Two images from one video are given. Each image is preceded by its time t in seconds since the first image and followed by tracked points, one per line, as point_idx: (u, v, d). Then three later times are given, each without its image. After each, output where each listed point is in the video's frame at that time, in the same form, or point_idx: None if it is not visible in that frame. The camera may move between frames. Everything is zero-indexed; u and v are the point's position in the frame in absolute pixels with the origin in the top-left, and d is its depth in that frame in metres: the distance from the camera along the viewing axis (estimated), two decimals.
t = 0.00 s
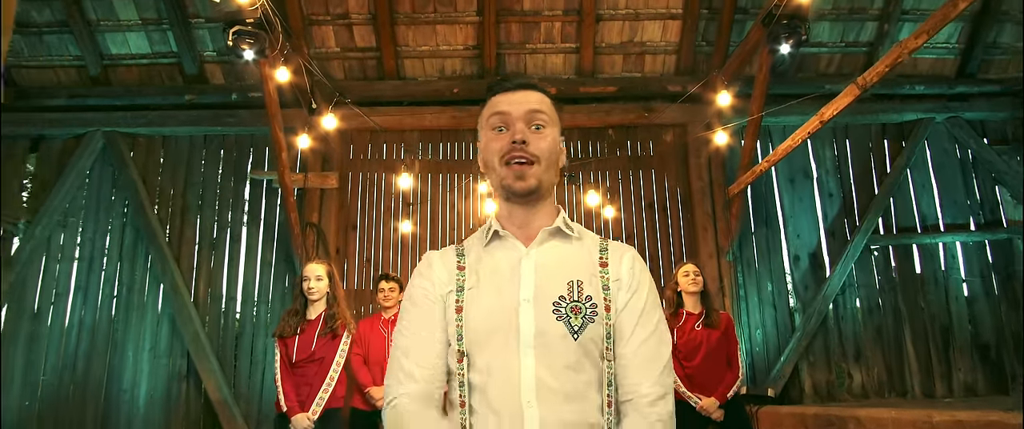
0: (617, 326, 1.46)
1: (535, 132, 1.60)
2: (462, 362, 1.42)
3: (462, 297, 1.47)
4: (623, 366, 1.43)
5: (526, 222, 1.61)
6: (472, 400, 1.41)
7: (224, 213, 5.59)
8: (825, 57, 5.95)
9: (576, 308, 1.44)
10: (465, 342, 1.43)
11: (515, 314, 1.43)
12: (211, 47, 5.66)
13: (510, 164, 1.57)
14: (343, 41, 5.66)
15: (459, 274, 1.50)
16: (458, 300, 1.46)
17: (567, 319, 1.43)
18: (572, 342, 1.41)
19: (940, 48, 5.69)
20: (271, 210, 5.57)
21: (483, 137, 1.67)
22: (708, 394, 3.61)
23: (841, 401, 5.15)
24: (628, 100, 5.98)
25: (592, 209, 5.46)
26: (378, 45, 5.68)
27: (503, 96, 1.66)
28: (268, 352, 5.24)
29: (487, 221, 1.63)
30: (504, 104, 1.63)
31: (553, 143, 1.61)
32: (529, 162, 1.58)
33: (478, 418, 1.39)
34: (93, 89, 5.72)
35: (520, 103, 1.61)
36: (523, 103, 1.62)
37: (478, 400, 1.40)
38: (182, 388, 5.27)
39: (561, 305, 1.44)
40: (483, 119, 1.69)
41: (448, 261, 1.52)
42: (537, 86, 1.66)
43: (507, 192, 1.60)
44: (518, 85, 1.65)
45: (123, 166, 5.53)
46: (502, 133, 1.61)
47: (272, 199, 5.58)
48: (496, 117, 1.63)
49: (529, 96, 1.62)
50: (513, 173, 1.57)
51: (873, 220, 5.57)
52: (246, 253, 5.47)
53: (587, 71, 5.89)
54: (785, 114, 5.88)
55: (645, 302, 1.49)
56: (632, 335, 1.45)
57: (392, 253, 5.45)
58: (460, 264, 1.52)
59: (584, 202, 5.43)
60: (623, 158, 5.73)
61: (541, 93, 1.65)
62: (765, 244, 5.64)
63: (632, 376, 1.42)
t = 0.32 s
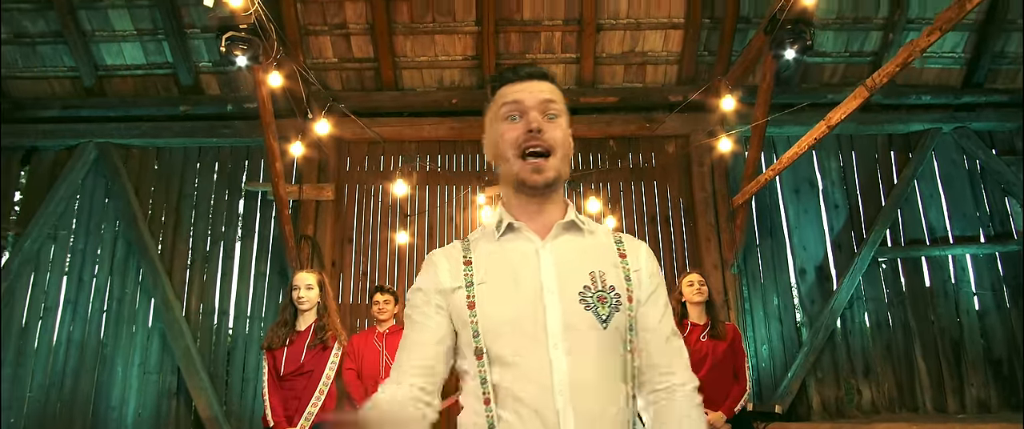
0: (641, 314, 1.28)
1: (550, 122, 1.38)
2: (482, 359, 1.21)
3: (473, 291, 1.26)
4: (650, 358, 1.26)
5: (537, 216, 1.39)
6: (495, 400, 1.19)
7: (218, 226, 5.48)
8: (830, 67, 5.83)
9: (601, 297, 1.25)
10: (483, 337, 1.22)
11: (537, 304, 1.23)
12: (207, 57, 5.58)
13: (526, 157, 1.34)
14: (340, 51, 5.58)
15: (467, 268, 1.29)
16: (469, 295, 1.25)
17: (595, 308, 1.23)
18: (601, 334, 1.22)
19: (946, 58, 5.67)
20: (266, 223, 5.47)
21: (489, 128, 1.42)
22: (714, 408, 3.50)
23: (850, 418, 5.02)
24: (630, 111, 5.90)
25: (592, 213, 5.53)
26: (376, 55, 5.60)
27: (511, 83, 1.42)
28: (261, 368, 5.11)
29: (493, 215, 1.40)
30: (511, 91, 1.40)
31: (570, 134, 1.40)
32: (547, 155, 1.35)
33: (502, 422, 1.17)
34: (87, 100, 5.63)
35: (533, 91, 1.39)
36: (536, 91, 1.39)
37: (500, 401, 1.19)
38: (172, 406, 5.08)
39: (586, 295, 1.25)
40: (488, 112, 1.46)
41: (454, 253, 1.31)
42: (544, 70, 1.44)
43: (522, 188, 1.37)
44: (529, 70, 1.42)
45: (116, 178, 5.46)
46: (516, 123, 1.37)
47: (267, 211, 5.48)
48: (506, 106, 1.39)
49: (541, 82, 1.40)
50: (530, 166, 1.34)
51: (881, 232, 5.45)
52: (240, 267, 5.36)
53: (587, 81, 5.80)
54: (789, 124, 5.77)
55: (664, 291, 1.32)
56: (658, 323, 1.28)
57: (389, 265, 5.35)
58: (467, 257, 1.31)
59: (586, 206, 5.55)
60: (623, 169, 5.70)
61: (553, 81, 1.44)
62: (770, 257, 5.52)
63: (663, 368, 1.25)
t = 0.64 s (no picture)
0: (667, 296, 1.37)
1: (578, 107, 1.53)
2: (514, 329, 1.29)
3: (508, 264, 1.35)
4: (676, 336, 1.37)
5: (570, 196, 1.51)
6: (523, 366, 1.26)
7: (211, 248, 5.41)
8: (823, 90, 5.86)
9: (628, 275, 1.33)
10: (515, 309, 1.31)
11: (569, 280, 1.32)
12: (203, 81, 5.61)
13: (555, 137, 1.49)
14: (336, 75, 5.62)
15: (503, 244, 1.38)
16: (504, 267, 1.34)
17: (621, 285, 1.32)
18: (626, 308, 1.30)
19: (938, 80, 5.73)
20: (258, 245, 5.40)
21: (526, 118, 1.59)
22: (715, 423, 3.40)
23: None
24: (625, 133, 5.90)
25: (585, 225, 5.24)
26: (372, 79, 5.63)
27: (544, 76, 1.60)
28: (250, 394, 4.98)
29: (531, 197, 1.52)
30: (546, 80, 1.57)
31: (596, 118, 1.54)
32: (575, 133, 1.49)
33: (528, 384, 1.24)
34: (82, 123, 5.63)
35: (561, 81, 1.56)
36: (565, 81, 1.56)
37: (528, 366, 1.26)
38: None
39: (614, 273, 1.33)
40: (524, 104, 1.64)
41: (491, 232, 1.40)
42: (575, 65, 1.61)
43: (554, 166, 1.50)
44: (560, 65, 1.60)
45: (110, 201, 5.43)
46: (547, 109, 1.54)
47: (260, 234, 5.42)
48: (539, 95, 1.56)
49: (569, 72, 1.57)
50: (558, 146, 1.49)
51: (879, 253, 5.41)
52: (232, 291, 5.26)
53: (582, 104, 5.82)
54: (783, 146, 5.78)
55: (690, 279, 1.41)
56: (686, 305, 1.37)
57: (382, 287, 5.28)
58: (503, 235, 1.40)
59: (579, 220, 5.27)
60: (619, 191, 5.65)
61: (582, 73, 1.60)
62: (768, 279, 5.43)
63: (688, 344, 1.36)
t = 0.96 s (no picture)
0: (658, 319, 1.41)
1: (574, 149, 1.54)
2: (505, 344, 1.34)
3: (502, 287, 1.41)
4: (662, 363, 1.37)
5: (565, 226, 1.55)
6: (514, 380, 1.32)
7: (207, 295, 5.36)
8: (819, 136, 5.90)
9: (618, 293, 1.39)
10: (507, 327, 1.37)
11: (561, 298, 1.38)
12: (205, 129, 5.68)
13: (552, 180, 1.52)
14: (337, 123, 5.69)
15: (500, 268, 1.45)
16: (498, 290, 1.41)
17: (612, 303, 1.37)
18: (617, 325, 1.35)
19: (932, 127, 5.79)
20: (255, 291, 5.36)
21: (523, 159, 1.61)
22: None
23: None
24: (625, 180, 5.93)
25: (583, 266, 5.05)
26: (372, 126, 5.69)
27: (540, 118, 1.61)
28: None
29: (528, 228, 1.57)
30: (541, 123, 1.59)
31: (592, 158, 1.56)
32: (571, 177, 1.52)
33: (519, 397, 1.30)
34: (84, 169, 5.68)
35: (556, 124, 1.57)
36: (561, 123, 1.57)
37: (519, 380, 1.32)
38: None
39: (605, 292, 1.39)
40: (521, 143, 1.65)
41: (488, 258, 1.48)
42: (570, 105, 1.62)
43: (551, 206, 1.53)
44: (555, 107, 1.61)
45: (108, 247, 5.43)
46: (544, 151, 1.55)
47: (257, 280, 5.39)
48: (535, 138, 1.58)
49: (565, 114, 1.59)
50: (555, 188, 1.51)
51: (881, 299, 5.36)
52: (227, 338, 5.19)
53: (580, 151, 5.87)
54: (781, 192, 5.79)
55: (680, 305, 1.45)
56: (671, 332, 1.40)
57: (379, 333, 5.21)
58: (499, 260, 1.47)
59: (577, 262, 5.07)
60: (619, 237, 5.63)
61: (577, 113, 1.61)
62: (770, 325, 5.36)
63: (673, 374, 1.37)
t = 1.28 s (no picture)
0: (629, 351, 1.49)
1: (533, 160, 1.69)
2: (462, 390, 1.40)
3: (457, 324, 1.47)
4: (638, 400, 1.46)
5: (527, 252, 1.65)
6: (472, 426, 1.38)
7: (199, 331, 5.27)
8: (818, 171, 5.86)
9: (587, 329, 1.47)
10: (462, 369, 1.42)
11: (525, 337, 1.46)
12: (201, 165, 5.66)
13: (510, 190, 1.64)
14: (333, 158, 5.66)
15: (454, 304, 1.52)
16: (453, 327, 1.47)
17: (580, 339, 1.45)
18: (586, 362, 1.43)
19: (931, 161, 5.76)
20: (248, 327, 5.28)
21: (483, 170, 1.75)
22: None
23: None
24: (624, 215, 5.88)
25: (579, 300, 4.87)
26: (368, 161, 5.67)
27: (501, 130, 1.77)
28: None
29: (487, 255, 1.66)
30: (502, 134, 1.74)
31: (551, 170, 1.71)
32: (528, 185, 1.65)
33: None
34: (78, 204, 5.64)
35: (517, 135, 1.73)
36: (521, 135, 1.73)
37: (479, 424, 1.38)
38: None
39: (572, 328, 1.47)
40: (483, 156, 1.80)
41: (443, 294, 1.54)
42: (531, 122, 1.80)
43: (509, 216, 1.64)
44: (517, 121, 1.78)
45: (99, 282, 5.36)
46: (503, 161, 1.70)
47: (250, 317, 5.31)
48: (496, 148, 1.73)
49: (525, 127, 1.75)
50: (513, 196, 1.63)
51: (886, 335, 5.25)
52: (217, 375, 5.09)
53: (578, 185, 5.83)
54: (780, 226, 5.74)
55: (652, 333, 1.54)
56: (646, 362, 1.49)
57: (373, 370, 5.11)
58: (454, 296, 1.54)
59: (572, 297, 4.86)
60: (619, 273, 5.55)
61: (538, 128, 1.78)
62: (773, 363, 5.24)
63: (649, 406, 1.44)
